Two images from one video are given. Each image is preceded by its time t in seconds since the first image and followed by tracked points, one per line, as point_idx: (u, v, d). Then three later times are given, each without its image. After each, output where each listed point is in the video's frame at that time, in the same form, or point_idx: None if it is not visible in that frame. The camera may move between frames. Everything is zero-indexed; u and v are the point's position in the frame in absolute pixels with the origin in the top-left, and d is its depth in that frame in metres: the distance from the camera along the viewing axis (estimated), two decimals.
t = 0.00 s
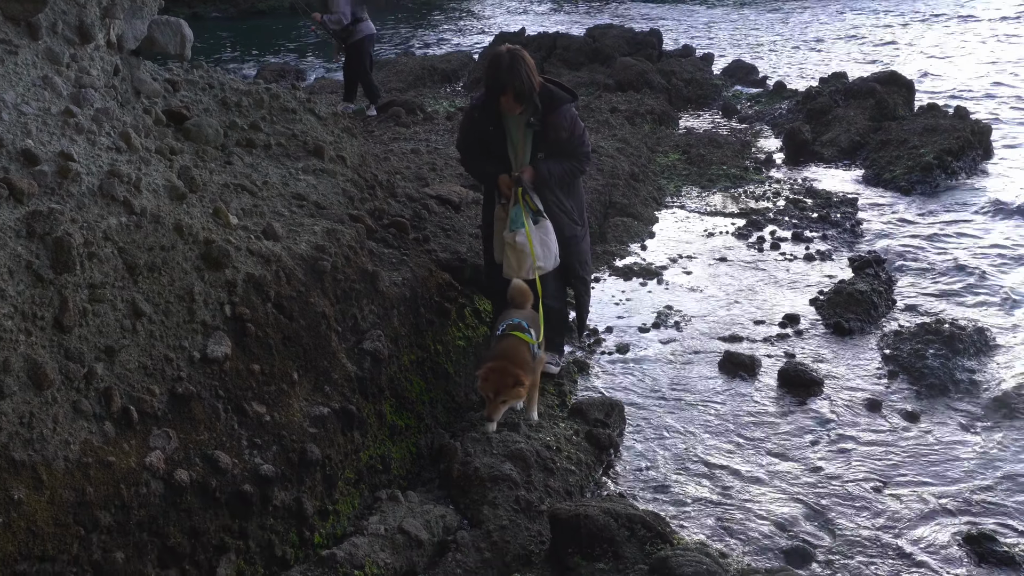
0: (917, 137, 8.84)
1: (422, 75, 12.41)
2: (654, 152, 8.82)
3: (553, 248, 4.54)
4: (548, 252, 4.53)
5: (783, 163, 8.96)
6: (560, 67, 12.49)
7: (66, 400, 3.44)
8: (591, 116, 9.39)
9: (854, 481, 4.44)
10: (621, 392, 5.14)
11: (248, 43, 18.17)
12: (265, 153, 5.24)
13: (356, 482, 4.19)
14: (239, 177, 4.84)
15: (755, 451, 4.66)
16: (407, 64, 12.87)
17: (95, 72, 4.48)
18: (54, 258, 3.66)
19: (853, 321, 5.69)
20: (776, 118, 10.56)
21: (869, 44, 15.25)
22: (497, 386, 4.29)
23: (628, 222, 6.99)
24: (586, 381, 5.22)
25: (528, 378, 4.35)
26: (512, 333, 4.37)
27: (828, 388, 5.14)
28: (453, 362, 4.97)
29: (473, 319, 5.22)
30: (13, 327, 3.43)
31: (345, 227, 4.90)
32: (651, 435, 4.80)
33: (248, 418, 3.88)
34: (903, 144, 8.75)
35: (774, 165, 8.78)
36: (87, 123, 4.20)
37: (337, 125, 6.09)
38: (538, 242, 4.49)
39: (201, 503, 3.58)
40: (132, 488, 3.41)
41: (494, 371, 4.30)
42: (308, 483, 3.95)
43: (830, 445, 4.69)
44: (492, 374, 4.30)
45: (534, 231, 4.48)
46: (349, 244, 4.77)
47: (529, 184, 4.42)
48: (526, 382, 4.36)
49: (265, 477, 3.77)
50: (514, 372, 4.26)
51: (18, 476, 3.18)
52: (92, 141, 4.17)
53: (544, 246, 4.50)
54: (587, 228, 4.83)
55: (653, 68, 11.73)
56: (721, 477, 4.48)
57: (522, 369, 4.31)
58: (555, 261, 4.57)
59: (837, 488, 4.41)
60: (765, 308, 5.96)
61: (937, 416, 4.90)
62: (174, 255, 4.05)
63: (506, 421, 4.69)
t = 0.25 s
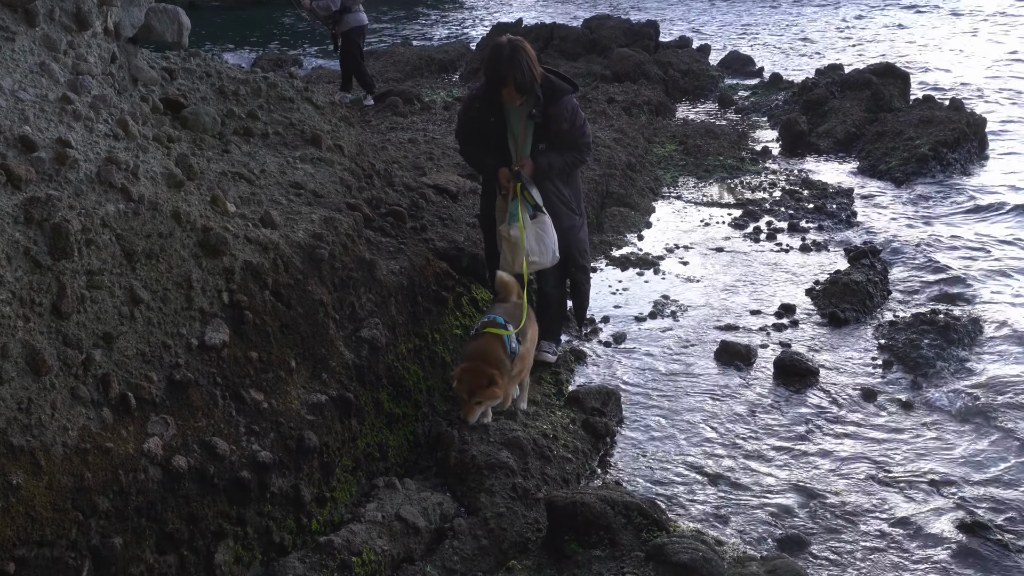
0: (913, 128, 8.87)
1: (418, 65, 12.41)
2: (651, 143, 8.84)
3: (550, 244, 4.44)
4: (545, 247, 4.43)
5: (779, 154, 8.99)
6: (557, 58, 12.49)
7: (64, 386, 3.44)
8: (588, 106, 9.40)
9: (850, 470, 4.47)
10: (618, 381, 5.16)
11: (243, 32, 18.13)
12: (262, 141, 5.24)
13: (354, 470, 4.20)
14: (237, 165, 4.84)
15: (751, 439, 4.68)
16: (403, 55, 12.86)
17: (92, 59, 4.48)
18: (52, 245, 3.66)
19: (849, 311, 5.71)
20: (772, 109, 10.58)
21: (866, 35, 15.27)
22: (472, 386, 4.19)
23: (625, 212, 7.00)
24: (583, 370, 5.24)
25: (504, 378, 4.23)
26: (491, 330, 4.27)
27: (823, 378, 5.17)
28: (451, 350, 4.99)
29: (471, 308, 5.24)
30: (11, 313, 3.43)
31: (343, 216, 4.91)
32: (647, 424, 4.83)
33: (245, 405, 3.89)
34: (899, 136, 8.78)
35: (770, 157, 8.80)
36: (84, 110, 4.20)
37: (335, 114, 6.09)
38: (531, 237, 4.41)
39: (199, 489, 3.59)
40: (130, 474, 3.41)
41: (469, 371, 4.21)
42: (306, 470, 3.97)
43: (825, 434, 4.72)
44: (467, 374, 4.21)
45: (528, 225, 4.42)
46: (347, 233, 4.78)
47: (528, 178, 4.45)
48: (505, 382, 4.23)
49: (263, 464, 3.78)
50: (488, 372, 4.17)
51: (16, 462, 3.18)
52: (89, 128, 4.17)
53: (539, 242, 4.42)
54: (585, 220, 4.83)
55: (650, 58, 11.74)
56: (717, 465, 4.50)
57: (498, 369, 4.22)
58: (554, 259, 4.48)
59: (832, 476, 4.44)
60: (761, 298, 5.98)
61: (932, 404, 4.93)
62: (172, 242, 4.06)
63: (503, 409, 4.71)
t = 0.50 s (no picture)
0: (913, 116, 8.86)
1: (418, 52, 12.40)
2: (650, 130, 8.83)
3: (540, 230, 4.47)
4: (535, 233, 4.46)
5: (778, 142, 8.99)
6: (557, 45, 12.47)
7: (64, 369, 3.44)
8: (587, 93, 9.39)
9: (849, 456, 4.49)
10: (616, 366, 5.17)
11: (242, 19, 18.10)
12: (261, 126, 5.24)
13: (353, 454, 4.22)
14: (236, 150, 4.84)
15: (750, 425, 4.70)
16: (402, 42, 12.84)
17: (91, 43, 4.46)
18: (52, 228, 3.66)
19: (848, 298, 5.72)
20: (772, 96, 10.58)
21: (866, 23, 15.25)
22: (454, 378, 4.11)
23: (624, 198, 7.01)
24: (581, 356, 5.25)
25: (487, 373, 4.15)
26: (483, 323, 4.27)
27: (822, 364, 5.18)
28: (450, 336, 5.00)
29: (470, 293, 5.25)
30: (11, 296, 3.43)
31: (342, 201, 4.91)
32: (646, 409, 4.84)
33: (245, 389, 3.90)
34: (899, 123, 8.78)
35: (770, 144, 8.81)
36: (83, 94, 4.19)
37: (333, 100, 6.09)
38: (521, 224, 4.43)
39: (199, 472, 3.60)
40: (131, 457, 3.42)
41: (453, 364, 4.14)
42: (305, 453, 3.98)
43: (824, 420, 4.74)
44: (450, 367, 4.14)
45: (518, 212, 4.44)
46: (346, 218, 4.78)
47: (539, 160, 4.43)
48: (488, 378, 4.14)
49: (263, 448, 3.79)
50: (469, 365, 4.08)
51: (17, 444, 3.18)
52: (88, 112, 4.16)
53: (529, 229, 4.44)
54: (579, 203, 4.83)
55: (650, 46, 11.72)
56: (716, 451, 4.52)
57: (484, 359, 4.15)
58: (545, 243, 4.51)
59: (832, 461, 4.45)
60: (760, 284, 5.99)
61: (932, 390, 4.95)
62: (172, 226, 4.06)
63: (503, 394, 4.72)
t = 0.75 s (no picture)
0: (913, 100, 8.88)
1: (418, 34, 12.38)
2: (651, 113, 8.84)
3: (516, 212, 4.39)
4: (510, 214, 4.39)
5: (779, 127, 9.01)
6: (557, 27, 12.46)
7: (67, 346, 3.45)
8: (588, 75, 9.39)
9: (848, 437, 4.51)
10: (616, 347, 5.19)
11: None
12: (263, 106, 5.24)
13: (355, 432, 4.24)
14: (238, 129, 4.83)
15: (750, 406, 4.72)
16: (403, 23, 12.82)
17: (92, 21, 4.45)
18: (55, 205, 3.66)
19: (848, 280, 5.75)
20: (773, 80, 10.59)
21: (866, 7, 15.23)
22: (448, 378, 4.05)
23: (625, 181, 7.02)
24: (582, 337, 5.27)
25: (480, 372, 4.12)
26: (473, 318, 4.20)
27: (822, 346, 5.20)
28: (451, 316, 5.02)
29: (471, 274, 5.27)
30: (14, 273, 3.44)
31: (344, 180, 4.91)
32: (646, 391, 4.86)
33: (248, 367, 3.91)
34: (899, 108, 8.80)
35: (770, 128, 8.83)
36: (85, 71, 4.19)
37: (335, 80, 6.08)
38: (496, 203, 4.37)
39: (201, 449, 3.62)
40: (134, 434, 3.43)
41: (446, 363, 4.07)
42: (308, 431, 4.00)
43: (824, 402, 4.76)
44: (442, 366, 4.07)
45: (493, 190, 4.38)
46: (348, 197, 4.79)
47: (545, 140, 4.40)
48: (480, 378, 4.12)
49: (265, 426, 3.81)
50: (466, 366, 4.04)
51: (20, 419, 3.20)
52: (90, 89, 4.15)
53: (503, 212, 4.38)
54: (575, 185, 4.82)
55: (651, 28, 11.70)
56: (716, 432, 4.55)
57: (476, 360, 4.10)
58: (519, 229, 4.43)
59: (831, 442, 4.48)
60: (761, 267, 6.01)
61: (931, 373, 4.97)
62: (174, 205, 4.06)
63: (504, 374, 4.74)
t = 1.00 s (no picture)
0: (923, 76, 8.84)
1: (423, 9, 12.34)
2: (657, 88, 8.81)
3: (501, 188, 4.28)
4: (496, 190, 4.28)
5: (786, 103, 8.98)
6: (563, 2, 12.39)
7: (72, 314, 3.44)
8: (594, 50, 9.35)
9: (853, 409, 4.51)
10: (621, 321, 5.19)
11: None
12: (267, 79, 5.23)
13: (360, 404, 4.26)
14: (242, 101, 4.82)
15: (754, 379, 4.73)
16: None
17: None
18: (59, 174, 3.65)
19: (855, 255, 5.74)
20: (780, 57, 10.56)
21: None
22: (446, 382, 3.97)
23: (631, 155, 7.01)
24: (587, 310, 5.27)
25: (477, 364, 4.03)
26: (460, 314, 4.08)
27: (827, 320, 5.20)
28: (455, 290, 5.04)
29: (475, 248, 5.29)
30: (19, 242, 3.42)
31: (349, 153, 4.91)
32: (651, 365, 4.87)
33: (253, 338, 3.92)
34: (909, 84, 8.76)
35: (778, 104, 8.80)
36: (89, 41, 4.18)
37: (339, 54, 6.07)
38: (483, 179, 4.25)
39: (207, 419, 3.62)
40: (140, 402, 3.42)
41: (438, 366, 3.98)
42: (312, 402, 4.02)
43: (828, 375, 4.76)
44: (437, 372, 3.98)
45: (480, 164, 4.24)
46: (353, 170, 4.78)
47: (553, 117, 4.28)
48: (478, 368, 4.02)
49: (270, 396, 3.82)
50: (461, 367, 3.94)
51: (26, 386, 3.17)
52: (94, 60, 4.14)
53: (487, 186, 4.25)
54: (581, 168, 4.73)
55: (658, 4, 11.65)
56: (720, 404, 4.55)
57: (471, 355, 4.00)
58: (501, 206, 4.33)
59: (835, 415, 4.48)
60: (767, 242, 6.00)
61: (937, 347, 4.97)
62: (179, 176, 4.06)
63: (509, 347, 4.75)
